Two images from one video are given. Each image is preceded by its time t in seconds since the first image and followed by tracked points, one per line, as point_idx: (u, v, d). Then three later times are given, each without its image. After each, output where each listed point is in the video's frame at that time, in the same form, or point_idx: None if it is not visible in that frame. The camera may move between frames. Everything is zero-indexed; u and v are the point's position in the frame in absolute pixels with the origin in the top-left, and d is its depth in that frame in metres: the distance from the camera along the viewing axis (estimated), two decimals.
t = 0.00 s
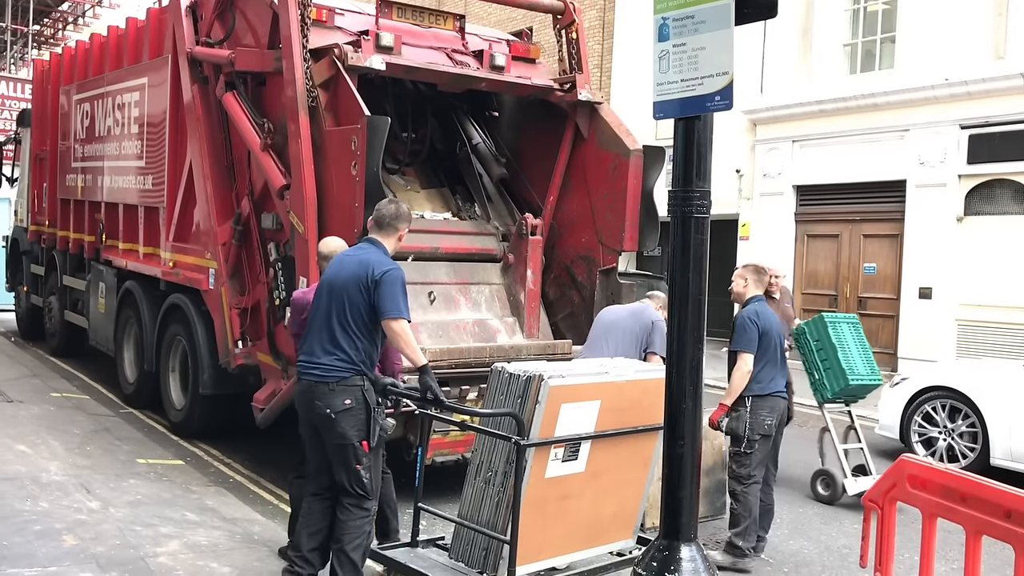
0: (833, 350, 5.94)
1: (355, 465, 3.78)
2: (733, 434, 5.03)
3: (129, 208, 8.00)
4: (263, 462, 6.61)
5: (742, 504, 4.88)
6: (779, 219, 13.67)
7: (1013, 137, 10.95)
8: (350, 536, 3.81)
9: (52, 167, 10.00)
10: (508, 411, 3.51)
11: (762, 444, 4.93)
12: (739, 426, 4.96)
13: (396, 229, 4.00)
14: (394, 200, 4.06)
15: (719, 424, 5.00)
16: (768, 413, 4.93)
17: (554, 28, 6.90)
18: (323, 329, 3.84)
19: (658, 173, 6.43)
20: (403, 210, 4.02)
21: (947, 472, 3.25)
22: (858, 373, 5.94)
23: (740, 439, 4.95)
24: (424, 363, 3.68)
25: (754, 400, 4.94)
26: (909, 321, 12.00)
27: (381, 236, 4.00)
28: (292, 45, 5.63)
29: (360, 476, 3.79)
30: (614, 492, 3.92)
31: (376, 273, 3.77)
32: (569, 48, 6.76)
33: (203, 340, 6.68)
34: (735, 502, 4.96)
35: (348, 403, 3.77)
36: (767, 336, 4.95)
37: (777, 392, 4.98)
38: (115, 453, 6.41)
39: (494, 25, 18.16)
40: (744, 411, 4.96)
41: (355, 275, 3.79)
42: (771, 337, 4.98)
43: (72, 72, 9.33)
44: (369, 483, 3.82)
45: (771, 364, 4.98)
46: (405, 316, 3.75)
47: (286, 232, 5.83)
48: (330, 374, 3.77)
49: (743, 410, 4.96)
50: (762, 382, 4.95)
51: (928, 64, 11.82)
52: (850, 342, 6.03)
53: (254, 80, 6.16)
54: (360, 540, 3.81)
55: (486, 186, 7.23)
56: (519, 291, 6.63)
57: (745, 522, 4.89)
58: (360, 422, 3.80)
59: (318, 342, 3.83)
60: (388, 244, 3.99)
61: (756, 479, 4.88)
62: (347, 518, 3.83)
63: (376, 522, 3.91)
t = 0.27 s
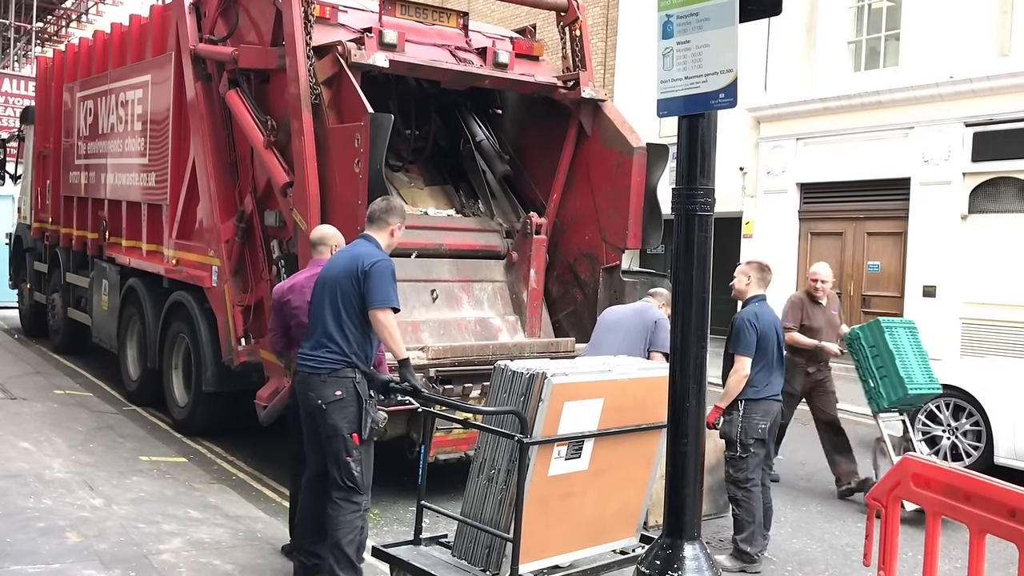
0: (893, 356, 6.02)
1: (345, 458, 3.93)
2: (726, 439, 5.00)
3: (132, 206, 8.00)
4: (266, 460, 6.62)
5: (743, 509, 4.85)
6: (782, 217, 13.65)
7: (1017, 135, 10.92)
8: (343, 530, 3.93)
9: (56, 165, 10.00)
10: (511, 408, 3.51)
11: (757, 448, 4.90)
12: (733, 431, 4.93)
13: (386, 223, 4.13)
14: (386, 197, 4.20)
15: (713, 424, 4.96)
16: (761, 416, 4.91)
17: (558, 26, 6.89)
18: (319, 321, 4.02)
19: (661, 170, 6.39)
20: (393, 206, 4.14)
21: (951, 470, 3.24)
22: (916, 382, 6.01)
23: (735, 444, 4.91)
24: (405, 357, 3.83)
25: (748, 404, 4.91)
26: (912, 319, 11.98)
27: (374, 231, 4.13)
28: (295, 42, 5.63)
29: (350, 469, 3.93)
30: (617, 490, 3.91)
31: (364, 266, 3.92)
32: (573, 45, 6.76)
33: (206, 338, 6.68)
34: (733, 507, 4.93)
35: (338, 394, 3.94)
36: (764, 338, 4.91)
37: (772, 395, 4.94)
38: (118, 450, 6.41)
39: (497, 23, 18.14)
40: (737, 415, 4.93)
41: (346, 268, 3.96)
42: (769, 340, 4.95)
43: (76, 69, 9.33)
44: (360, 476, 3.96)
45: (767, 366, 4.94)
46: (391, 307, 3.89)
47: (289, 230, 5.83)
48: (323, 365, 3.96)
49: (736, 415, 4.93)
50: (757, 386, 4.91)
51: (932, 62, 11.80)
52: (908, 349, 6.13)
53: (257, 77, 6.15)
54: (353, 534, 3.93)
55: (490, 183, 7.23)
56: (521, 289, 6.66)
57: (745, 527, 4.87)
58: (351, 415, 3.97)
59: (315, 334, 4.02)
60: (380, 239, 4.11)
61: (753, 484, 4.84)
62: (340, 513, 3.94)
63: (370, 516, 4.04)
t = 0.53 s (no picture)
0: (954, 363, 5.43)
1: (335, 451, 3.98)
2: (732, 445, 5.03)
3: (134, 205, 8.01)
4: (268, 458, 6.63)
5: (752, 512, 4.86)
6: (784, 216, 13.63)
7: (1019, 133, 10.90)
8: (333, 521, 3.98)
9: (58, 164, 10.01)
10: (513, 407, 3.51)
11: (763, 451, 4.92)
12: (737, 434, 4.95)
13: (380, 221, 4.15)
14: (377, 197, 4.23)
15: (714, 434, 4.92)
16: (764, 419, 4.92)
17: (560, 24, 6.88)
18: (312, 317, 4.03)
19: (664, 169, 6.40)
20: (386, 204, 4.16)
21: (955, 469, 3.24)
22: (981, 392, 5.40)
23: (740, 448, 4.94)
24: (392, 359, 3.95)
25: (749, 408, 4.94)
26: (915, 317, 11.96)
27: (369, 231, 4.16)
28: (298, 41, 5.64)
29: (341, 462, 3.98)
30: (620, 489, 3.91)
31: (360, 263, 3.95)
32: (575, 44, 6.75)
33: (208, 337, 6.69)
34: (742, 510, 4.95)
35: (330, 388, 3.96)
36: (761, 343, 4.90)
37: (774, 397, 4.94)
38: (121, 449, 6.42)
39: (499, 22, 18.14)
40: (739, 419, 4.95)
41: (342, 265, 3.98)
42: (767, 343, 4.92)
43: (79, 69, 9.33)
44: (350, 469, 4.00)
45: (766, 370, 4.94)
46: (386, 305, 3.92)
47: (291, 229, 5.83)
48: (316, 360, 3.97)
49: (739, 418, 4.95)
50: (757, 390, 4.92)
51: (935, 60, 11.79)
52: (972, 355, 5.51)
53: (260, 76, 6.15)
54: (342, 526, 3.98)
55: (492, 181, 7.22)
56: (523, 289, 6.63)
57: (753, 529, 4.88)
58: (342, 409, 3.99)
59: (308, 329, 4.03)
60: (374, 238, 4.14)
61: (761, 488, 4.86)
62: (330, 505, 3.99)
63: (361, 509, 4.08)
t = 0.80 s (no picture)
0: None
1: (340, 451, 3.99)
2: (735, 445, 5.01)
3: (135, 206, 8.02)
4: (269, 459, 6.63)
5: (755, 512, 4.87)
6: (785, 215, 13.63)
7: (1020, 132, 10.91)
8: (333, 516, 4.01)
9: (60, 166, 10.02)
10: (514, 408, 3.51)
11: (766, 452, 4.91)
12: (741, 436, 4.94)
13: (380, 221, 4.14)
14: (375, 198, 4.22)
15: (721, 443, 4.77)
16: (768, 420, 4.91)
17: (560, 25, 6.89)
18: (318, 317, 4.04)
19: (664, 169, 6.40)
20: (384, 204, 4.16)
21: (955, 468, 3.25)
22: None
23: (744, 449, 4.93)
24: (395, 359, 3.93)
25: (753, 408, 4.93)
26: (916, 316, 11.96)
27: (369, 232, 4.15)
28: (298, 43, 5.65)
29: (344, 460, 4.00)
30: (621, 489, 3.92)
31: (365, 264, 3.95)
32: (575, 44, 6.76)
33: (210, 338, 6.69)
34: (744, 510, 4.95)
35: (337, 391, 3.98)
36: (763, 345, 4.87)
37: (780, 397, 4.95)
38: (123, 451, 6.43)
39: (499, 22, 18.16)
40: (743, 420, 4.93)
41: (347, 266, 3.99)
42: (769, 345, 4.89)
43: (79, 71, 9.34)
44: (354, 468, 4.02)
45: (770, 371, 4.93)
46: (391, 305, 3.93)
47: (292, 230, 5.84)
48: (323, 363, 3.98)
49: (743, 420, 4.93)
50: (761, 391, 4.91)
51: (935, 59, 11.79)
52: None
53: (260, 77, 6.16)
54: (342, 521, 4.00)
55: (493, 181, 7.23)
56: (524, 291, 6.65)
57: (756, 529, 4.89)
58: (348, 410, 4.00)
59: (313, 329, 4.04)
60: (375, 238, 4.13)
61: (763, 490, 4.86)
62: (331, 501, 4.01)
63: (362, 506, 4.10)
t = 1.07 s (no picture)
0: None
1: (340, 454, 3.99)
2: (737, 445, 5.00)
3: (135, 208, 8.02)
4: (269, 461, 6.64)
5: (755, 513, 4.87)
6: (785, 217, 13.63)
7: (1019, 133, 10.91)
8: (334, 522, 4.00)
9: (59, 167, 10.02)
10: (514, 409, 3.51)
11: (767, 453, 4.91)
12: (742, 437, 4.92)
13: (389, 224, 4.14)
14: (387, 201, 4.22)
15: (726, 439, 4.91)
16: (769, 421, 4.90)
17: (560, 27, 6.89)
18: (321, 318, 4.05)
19: (664, 171, 6.40)
20: (394, 207, 4.15)
21: (955, 470, 3.24)
22: None
23: (745, 450, 4.92)
24: (395, 362, 3.92)
25: (755, 409, 4.92)
26: (915, 317, 11.96)
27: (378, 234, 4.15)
28: (298, 45, 5.65)
29: (345, 464, 3.99)
30: (621, 491, 3.92)
31: (367, 266, 3.94)
32: (575, 46, 6.77)
33: (210, 340, 6.69)
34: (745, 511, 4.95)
35: (337, 393, 3.98)
36: (767, 344, 4.89)
37: (781, 400, 4.94)
38: (122, 453, 6.43)
39: (499, 24, 18.16)
40: (745, 421, 4.91)
41: (350, 268, 3.99)
42: (772, 345, 4.90)
43: (79, 72, 9.34)
44: (355, 472, 4.01)
45: (773, 372, 4.93)
46: (391, 308, 3.91)
47: (292, 232, 5.84)
48: (323, 364, 3.99)
49: (744, 421, 4.92)
50: (763, 392, 4.90)
51: (934, 60, 11.80)
52: None
53: (260, 79, 6.16)
54: (343, 527, 3.99)
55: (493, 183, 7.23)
56: (523, 293, 6.66)
57: (756, 531, 4.88)
58: (348, 413, 4.00)
59: (316, 331, 4.05)
60: (383, 241, 4.12)
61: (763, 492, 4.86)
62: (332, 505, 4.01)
63: (363, 512, 4.09)
